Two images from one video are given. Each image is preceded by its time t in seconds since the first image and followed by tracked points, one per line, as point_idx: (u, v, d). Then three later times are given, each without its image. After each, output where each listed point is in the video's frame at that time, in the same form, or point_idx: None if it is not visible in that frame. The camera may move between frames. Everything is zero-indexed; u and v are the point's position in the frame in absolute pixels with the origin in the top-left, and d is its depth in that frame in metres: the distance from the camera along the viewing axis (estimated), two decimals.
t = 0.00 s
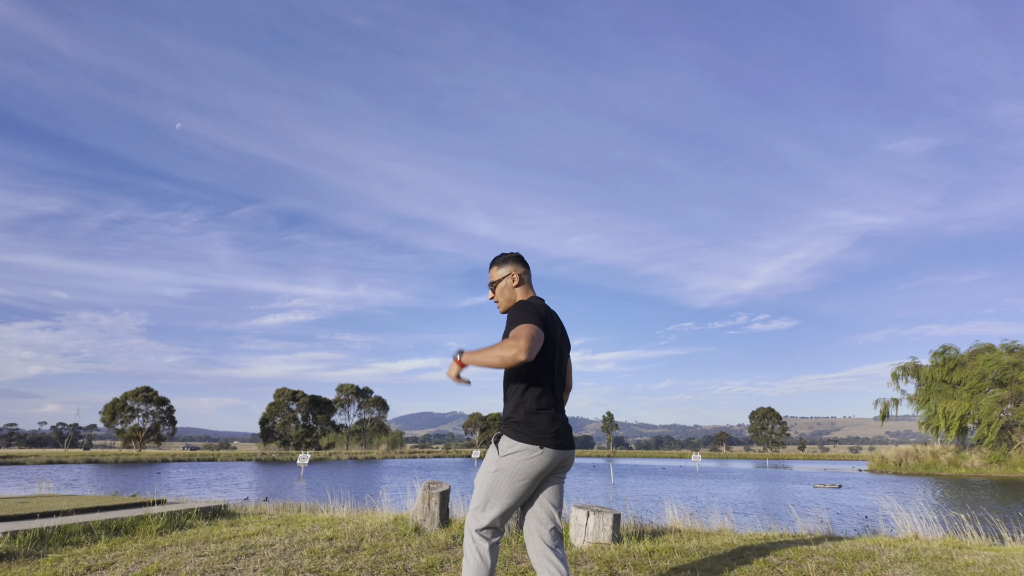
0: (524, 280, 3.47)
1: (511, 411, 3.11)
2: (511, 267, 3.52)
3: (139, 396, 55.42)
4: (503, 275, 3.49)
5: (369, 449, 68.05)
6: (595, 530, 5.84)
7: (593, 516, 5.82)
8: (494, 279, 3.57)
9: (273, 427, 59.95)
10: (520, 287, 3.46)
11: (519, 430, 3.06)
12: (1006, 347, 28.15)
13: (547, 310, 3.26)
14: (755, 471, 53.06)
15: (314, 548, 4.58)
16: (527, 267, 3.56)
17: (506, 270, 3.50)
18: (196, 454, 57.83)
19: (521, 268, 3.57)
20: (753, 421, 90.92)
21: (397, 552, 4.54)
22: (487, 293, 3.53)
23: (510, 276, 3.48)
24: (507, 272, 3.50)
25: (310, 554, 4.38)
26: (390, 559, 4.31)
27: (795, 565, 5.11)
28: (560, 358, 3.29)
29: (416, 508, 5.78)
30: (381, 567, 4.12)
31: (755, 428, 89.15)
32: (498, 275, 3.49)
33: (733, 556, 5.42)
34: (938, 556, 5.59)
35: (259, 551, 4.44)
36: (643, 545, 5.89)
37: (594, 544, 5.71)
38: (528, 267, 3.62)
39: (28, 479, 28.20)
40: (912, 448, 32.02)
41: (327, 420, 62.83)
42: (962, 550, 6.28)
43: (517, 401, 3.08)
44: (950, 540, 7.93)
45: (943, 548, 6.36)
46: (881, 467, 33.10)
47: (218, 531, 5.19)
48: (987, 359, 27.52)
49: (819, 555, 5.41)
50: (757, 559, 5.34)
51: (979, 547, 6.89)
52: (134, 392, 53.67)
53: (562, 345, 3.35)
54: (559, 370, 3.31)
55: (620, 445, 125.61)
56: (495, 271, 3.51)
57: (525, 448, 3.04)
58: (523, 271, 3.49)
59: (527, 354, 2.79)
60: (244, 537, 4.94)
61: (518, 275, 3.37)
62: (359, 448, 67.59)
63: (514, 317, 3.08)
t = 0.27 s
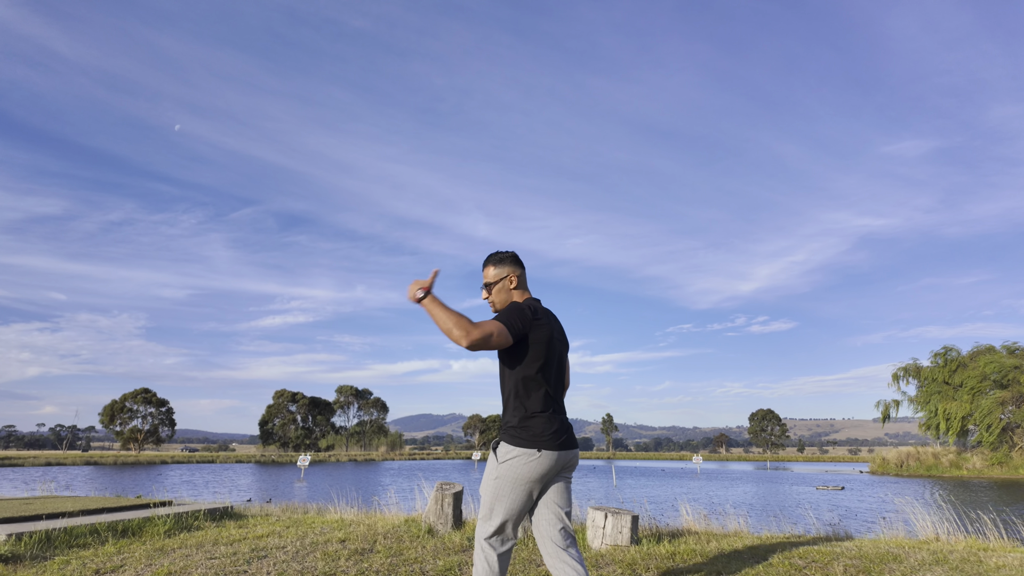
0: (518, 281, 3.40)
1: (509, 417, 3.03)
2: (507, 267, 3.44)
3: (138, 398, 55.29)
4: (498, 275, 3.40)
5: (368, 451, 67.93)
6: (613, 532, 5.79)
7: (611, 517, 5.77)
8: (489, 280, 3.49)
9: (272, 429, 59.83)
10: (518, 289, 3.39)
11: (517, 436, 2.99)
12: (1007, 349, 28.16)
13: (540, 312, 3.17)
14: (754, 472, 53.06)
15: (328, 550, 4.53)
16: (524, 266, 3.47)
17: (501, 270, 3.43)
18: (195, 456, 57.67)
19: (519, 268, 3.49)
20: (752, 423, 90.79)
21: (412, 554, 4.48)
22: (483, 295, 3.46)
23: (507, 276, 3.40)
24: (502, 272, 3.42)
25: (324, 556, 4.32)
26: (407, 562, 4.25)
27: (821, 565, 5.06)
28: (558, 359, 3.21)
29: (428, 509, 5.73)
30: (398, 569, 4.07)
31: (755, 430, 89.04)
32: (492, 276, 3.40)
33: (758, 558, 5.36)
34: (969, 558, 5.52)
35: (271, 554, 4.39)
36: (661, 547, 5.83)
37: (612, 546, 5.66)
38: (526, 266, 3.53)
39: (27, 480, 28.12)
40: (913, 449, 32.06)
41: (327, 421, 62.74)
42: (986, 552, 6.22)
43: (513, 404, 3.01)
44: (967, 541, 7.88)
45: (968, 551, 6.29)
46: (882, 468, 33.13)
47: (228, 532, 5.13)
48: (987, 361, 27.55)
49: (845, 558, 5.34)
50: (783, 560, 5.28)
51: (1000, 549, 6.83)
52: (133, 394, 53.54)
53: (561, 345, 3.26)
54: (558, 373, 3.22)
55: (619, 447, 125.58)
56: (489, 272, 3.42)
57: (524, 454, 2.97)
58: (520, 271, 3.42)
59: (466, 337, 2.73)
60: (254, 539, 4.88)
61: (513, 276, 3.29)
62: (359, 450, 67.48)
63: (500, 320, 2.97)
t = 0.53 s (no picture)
0: (499, 281, 3.40)
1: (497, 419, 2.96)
2: (485, 267, 3.42)
3: (138, 400, 55.19)
4: (478, 274, 3.39)
5: (369, 453, 67.80)
6: (629, 543, 5.71)
7: (628, 526, 5.70)
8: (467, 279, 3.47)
9: (272, 431, 59.69)
10: (496, 288, 3.38)
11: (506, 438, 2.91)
12: (1009, 351, 28.08)
13: (521, 309, 3.14)
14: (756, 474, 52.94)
15: (336, 562, 4.45)
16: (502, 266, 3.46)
17: (478, 271, 3.41)
18: (195, 458, 57.54)
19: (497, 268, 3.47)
20: (753, 425, 90.58)
21: (424, 566, 4.40)
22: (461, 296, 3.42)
23: (485, 276, 3.38)
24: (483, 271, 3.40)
25: (332, 569, 4.24)
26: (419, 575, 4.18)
27: None
28: (541, 360, 3.18)
29: (439, 518, 5.67)
30: None
31: (755, 432, 88.86)
32: (471, 275, 3.39)
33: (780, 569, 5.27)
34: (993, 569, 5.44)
35: (278, 566, 4.31)
36: (680, 559, 5.74)
37: (629, 557, 5.58)
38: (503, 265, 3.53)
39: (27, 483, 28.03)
40: (916, 452, 31.99)
41: (327, 423, 62.58)
42: (1011, 562, 6.13)
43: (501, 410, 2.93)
44: (987, 549, 7.78)
45: (995, 561, 6.18)
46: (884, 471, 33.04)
47: (232, 542, 5.05)
48: (991, 363, 27.45)
49: (872, 569, 5.25)
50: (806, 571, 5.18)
51: None
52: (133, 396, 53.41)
53: (542, 345, 3.24)
54: (540, 373, 3.19)
55: (620, 449, 125.38)
56: (468, 270, 3.41)
57: (515, 456, 2.89)
58: (498, 270, 3.40)
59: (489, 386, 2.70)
60: (260, 550, 4.81)
61: (492, 274, 3.29)
62: (359, 452, 67.33)
63: (492, 325, 2.92)
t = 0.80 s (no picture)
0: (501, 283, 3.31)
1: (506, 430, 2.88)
2: (486, 268, 3.32)
3: (138, 402, 55.11)
4: (482, 276, 3.29)
5: (369, 455, 67.66)
6: (649, 555, 5.64)
7: (648, 538, 5.62)
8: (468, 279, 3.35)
9: (272, 433, 59.57)
10: (497, 290, 3.29)
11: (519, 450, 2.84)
12: (1012, 353, 28.01)
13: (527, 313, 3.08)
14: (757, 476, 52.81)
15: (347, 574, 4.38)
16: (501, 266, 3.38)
17: (480, 273, 3.30)
18: (196, 461, 57.44)
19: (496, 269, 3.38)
20: (754, 427, 90.35)
21: None
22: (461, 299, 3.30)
23: (487, 277, 3.29)
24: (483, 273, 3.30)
25: None
26: None
27: None
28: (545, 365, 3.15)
29: (452, 528, 5.61)
30: None
31: (756, 434, 88.66)
32: (472, 276, 3.28)
33: None
34: None
35: None
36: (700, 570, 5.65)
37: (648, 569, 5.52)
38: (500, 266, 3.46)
39: (27, 486, 27.95)
40: (918, 454, 31.91)
41: (327, 425, 62.45)
42: None
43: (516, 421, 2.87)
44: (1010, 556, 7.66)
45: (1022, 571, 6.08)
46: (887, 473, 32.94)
47: (240, 553, 4.98)
48: (994, 365, 27.33)
49: None
50: None
51: None
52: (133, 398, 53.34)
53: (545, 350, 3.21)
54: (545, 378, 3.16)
55: (620, 451, 125.25)
56: (468, 272, 3.31)
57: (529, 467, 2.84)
58: (499, 272, 3.31)
59: (536, 395, 2.70)
60: (269, 560, 4.75)
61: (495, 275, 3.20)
62: (360, 455, 67.22)
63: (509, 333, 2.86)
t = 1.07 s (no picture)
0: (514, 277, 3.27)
1: (520, 427, 2.83)
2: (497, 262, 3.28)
3: (139, 403, 55.06)
4: (494, 269, 3.26)
5: (370, 457, 67.58)
6: (670, 558, 5.56)
7: (670, 540, 5.54)
8: (479, 273, 3.32)
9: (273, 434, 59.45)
10: (510, 285, 3.24)
11: (535, 448, 2.80)
12: (1016, 354, 27.93)
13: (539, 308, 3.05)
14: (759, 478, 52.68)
15: None
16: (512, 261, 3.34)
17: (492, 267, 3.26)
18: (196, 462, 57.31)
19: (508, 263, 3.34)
20: (754, 429, 90.22)
21: None
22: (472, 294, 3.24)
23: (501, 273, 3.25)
24: (495, 267, 3.27)
25: None
26: None
27: None
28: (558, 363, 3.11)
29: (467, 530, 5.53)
30: None
31: (757, 435, 88.54)
32: (487, 269, 3.23)
33: None
34: None
35: None
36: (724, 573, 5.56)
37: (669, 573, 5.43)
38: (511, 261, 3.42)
39: (27, 487, 27.89)
40: (921, 456, 31.82)
41: (328, 427, 62.36)
42: None
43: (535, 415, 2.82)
44: None
45: None
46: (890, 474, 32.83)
47: (248, 556, 4.91)
48: (998, 367, 27.22)
49: None
50: None
51: None
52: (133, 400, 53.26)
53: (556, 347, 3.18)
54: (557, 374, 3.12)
55: (621, 452, 125.05)
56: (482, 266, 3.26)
57: (545, 465, 2.79)
58: (511, 267, 3.27)
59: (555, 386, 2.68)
60: (279, 563, 4.69)
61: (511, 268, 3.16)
62: (360, 456, 67.09)
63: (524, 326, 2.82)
